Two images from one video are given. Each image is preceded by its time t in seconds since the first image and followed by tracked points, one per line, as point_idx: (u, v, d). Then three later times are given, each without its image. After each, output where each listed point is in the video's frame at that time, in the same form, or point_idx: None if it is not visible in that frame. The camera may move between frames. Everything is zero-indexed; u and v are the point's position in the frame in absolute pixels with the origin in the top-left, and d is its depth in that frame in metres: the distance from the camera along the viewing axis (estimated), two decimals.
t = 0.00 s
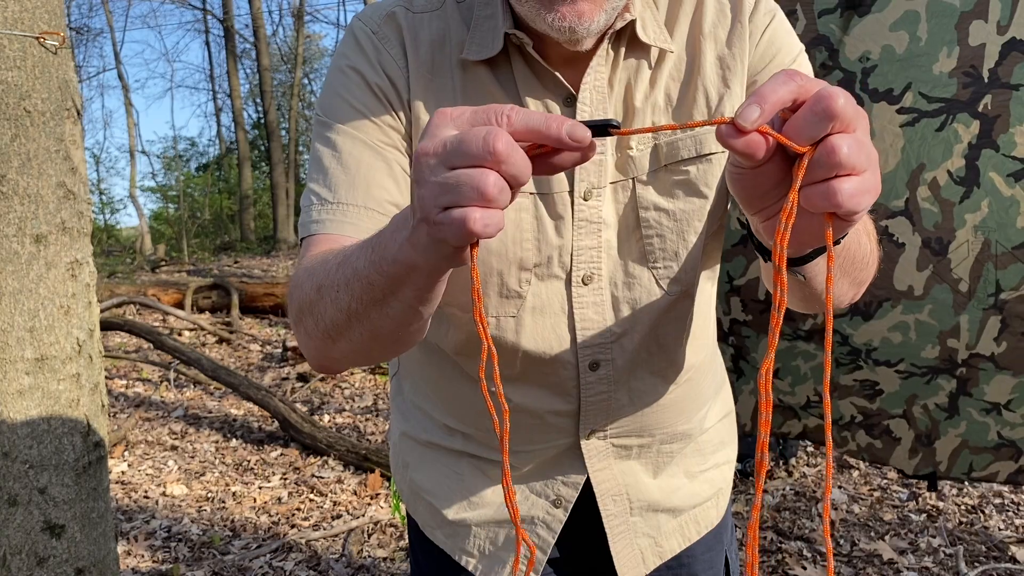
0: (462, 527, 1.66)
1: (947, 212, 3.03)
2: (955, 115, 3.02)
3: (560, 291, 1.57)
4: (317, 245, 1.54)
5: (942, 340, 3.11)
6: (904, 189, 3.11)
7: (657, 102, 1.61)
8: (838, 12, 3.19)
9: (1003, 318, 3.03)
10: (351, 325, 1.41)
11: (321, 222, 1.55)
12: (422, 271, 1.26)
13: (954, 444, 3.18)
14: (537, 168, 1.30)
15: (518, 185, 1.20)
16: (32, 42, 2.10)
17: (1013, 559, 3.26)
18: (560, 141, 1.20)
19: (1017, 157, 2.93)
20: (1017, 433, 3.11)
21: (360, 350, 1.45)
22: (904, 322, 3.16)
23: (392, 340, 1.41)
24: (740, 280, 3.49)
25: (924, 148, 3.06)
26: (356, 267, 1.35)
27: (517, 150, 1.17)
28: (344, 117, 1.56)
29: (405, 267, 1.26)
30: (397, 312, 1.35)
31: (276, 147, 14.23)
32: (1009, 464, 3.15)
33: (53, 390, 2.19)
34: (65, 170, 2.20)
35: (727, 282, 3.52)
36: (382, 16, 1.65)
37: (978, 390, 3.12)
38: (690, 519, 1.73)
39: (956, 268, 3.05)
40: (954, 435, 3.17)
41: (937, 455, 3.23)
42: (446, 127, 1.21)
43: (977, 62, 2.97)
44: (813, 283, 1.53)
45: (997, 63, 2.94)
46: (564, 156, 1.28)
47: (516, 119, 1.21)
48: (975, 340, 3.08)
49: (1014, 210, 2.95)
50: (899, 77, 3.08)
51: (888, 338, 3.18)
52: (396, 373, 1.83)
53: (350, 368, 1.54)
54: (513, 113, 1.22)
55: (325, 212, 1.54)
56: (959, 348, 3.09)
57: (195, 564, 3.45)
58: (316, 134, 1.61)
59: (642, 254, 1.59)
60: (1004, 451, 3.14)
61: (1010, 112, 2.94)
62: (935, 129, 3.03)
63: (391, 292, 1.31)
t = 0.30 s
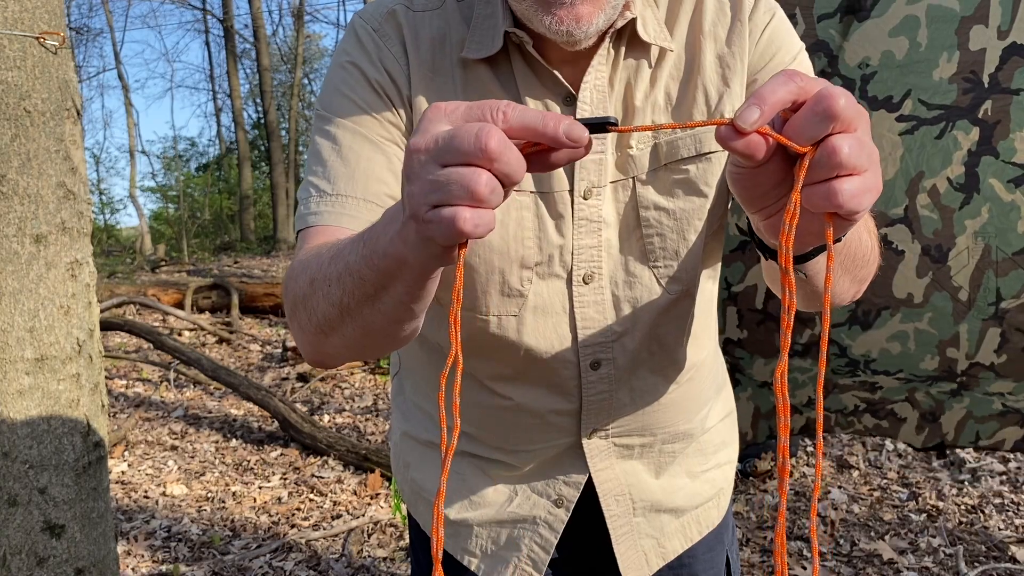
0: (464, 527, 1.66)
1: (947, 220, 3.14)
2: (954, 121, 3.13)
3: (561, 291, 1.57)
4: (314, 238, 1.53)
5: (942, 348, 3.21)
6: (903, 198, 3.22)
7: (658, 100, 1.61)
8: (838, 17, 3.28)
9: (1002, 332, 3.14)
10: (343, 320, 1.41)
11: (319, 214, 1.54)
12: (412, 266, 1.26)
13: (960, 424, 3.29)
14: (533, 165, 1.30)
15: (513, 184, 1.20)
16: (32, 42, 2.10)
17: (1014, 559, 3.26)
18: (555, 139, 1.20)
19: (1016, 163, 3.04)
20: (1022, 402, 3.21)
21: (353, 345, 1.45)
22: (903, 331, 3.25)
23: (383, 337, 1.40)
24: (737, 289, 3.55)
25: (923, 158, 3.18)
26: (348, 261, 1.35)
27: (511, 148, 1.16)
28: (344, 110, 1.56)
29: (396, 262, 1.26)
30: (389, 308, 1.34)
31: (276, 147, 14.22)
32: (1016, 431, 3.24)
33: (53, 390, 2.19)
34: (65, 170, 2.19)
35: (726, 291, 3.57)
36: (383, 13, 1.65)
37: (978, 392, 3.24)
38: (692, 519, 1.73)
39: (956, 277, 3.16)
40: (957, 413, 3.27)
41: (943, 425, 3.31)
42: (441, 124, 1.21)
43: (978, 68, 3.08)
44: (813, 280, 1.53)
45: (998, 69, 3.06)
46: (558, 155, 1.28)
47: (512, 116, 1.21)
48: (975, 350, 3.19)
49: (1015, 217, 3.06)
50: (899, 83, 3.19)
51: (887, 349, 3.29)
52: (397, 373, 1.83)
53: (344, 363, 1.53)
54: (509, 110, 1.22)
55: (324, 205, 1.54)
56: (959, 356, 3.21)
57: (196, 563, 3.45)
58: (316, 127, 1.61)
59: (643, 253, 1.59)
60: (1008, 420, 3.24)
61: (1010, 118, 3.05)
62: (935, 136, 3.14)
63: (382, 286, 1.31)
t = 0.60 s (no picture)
0: (464, 528, 1.66)
1: (951, 223, 3.13)
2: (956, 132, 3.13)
3: (562, 291, 1.57)
4: (316, 243, 1.54)
5: (944, 366, 3.16)
6: (906, 202, 3.23)
7: (660, 101, 1.61)
8: (838, 24, 3.39)
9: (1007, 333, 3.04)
10: (347, 325, 1.41)
11: (320, 219, 1.54)
12: (417, 270, 1.26)
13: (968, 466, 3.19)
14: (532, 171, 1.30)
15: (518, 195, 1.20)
16: (32, 42, 2.10)
17: (1014, 559, 3.26)
18: (558, 156, 1.18)
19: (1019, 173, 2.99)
20: None
21: (357, 349, 1.45)
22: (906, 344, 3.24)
23: (387, 340, 1.41)
24: (736, 299, 3.58)
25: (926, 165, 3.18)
26: (351, 268, 1.35)
27: (518, 161, 1.16)
28: (344, 113, 1.56)
29: (400, 266, 1.27)
30: (393, 312, 1.35)
31: (276, 147, 14.22)
32: None
33: (53, 390, 2.19)
34: (65, 170, 2.19)
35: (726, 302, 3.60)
36: (385, 14, 1.64)
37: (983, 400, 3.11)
38: (692, 520, 1.73)
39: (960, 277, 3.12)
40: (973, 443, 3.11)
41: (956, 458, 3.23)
42: (444, 137, 1.20)
43: (979, 78, 3.08)
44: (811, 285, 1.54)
45: (999, 78, 3.04)
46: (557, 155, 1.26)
47: (511, 131, 1.19)
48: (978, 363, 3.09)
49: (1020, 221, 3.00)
50: (899, 93, 3.24)
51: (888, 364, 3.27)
52: (397, 373, 1.83)
53: (349, 366, 1.54)
54: (508, 123, 1.20)
55: (324, 210, 1.54)
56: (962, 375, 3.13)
57: (196, 563, 3.45)
58: (316, 130, 1.60)
59: (644, 253, 1.59)
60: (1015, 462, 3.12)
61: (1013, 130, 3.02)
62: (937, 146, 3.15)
63: (386, 291, 1.32)
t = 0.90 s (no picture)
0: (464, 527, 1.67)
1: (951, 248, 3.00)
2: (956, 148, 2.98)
3: (562, 291, 1.56)
4: (304, 237, 1.54)
5: (950, 368, 3.02)
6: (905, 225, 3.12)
7: (664, 104, 1.61)
8: (838, 34, 3.26)
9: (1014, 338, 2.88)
10: (325, 321, 1.41)
11: (309, 213, 1.54)
12: (389, 270, 1.25)
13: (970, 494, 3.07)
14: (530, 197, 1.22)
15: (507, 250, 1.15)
16: (32, 42, 2.10)
17: (1013, 559, 3.26)
18: (548, 206, 1.12)
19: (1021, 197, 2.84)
20: None
21: (336, 344, 1.45)
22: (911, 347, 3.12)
23: (364, 335, 1.41)
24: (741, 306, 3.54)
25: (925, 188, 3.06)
26: (327, 267, 1.34)
27: (517, 201, 1.10)
28: (341, 110, 1.56)
29: (374, 266, 1.25)
30: (369, 308, 1.34)
31: (276, 147, 14.21)
32: None
33: (53, 390, 2.19)
34: (65, 170, 2.19)
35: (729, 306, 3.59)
36: (384, 11, 1.64)
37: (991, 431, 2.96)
38: (692, 520, 1.73)
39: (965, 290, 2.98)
40: (978, 471, 3.02)
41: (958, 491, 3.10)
42: (431, 160, 1.12)
43: (980, 92, 2.92)
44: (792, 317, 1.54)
45: (1000, 94, 2.88)
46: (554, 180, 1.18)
47: (502, 170, 1.12)
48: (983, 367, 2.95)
49: None
50: (900, 107, 3.10)
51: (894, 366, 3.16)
52: (396, 373, 1.83)
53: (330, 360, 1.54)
54: (501, 160, 1.12)
55: (314, 204, 1.54)
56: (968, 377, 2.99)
57: (195, 563, 3.44)
58: (311, 126, 1.61)
59: (644, 254, 1.60)
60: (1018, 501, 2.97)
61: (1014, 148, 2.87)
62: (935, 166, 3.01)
63: (361, 288, 1.31)
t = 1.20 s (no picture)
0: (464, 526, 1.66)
1: (948, 275, 3.00)
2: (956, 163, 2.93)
3: (562, 290, 1.55)
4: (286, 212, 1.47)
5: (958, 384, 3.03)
6: (903, 247, 3.11)
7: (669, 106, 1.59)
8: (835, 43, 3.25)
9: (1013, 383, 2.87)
10: (292, 296, 1.36)
11: (295, 189, 1.47)
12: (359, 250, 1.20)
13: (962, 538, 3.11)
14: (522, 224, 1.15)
15: (493, 292, 1.10)
16: (32, 42, 2.10)
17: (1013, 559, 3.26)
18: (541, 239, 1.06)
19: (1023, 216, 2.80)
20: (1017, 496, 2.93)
21: (304, 320, 1.41)
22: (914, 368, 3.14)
23: (334, 311, 1.37)
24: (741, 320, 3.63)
25: (925, 205, 3.03)
26: (297, 243, 1.29)
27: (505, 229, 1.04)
28: (339, 91, 1.50)
29: (343, 244, 1.20)
30: (338, 285, 1.30)
31: (276, 147, 14.21)
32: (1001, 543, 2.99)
33: (53, 390, 2.19)
34: (65, 170, 2.19)
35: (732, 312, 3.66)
36: None
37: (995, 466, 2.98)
38: (691, 521, 1.74)
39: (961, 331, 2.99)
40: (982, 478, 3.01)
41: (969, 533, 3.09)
42: (420, 165, 1.05)
43: (980, 104, 2.85)
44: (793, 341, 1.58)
45: (1000, 106, 2.80)
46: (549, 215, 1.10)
47: (496, 195, 1.04)
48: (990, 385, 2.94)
49: None
50: (899, 120, 3.06)
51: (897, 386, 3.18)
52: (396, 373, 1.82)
53: (300, 336, 1.49)
54: (495, 182, 1.04)
55: (302, 180, 1.47)
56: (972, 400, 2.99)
57: (195, 563, 3.44)
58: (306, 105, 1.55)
59: (640, 257, 1.59)
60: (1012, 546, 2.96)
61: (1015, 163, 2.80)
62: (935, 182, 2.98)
63: (329, 266, 1.26)
